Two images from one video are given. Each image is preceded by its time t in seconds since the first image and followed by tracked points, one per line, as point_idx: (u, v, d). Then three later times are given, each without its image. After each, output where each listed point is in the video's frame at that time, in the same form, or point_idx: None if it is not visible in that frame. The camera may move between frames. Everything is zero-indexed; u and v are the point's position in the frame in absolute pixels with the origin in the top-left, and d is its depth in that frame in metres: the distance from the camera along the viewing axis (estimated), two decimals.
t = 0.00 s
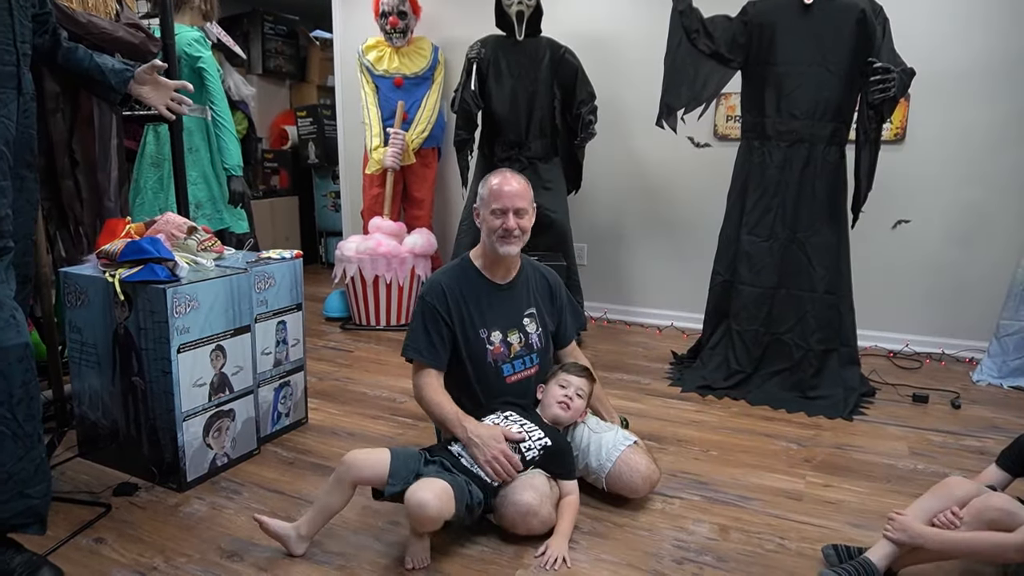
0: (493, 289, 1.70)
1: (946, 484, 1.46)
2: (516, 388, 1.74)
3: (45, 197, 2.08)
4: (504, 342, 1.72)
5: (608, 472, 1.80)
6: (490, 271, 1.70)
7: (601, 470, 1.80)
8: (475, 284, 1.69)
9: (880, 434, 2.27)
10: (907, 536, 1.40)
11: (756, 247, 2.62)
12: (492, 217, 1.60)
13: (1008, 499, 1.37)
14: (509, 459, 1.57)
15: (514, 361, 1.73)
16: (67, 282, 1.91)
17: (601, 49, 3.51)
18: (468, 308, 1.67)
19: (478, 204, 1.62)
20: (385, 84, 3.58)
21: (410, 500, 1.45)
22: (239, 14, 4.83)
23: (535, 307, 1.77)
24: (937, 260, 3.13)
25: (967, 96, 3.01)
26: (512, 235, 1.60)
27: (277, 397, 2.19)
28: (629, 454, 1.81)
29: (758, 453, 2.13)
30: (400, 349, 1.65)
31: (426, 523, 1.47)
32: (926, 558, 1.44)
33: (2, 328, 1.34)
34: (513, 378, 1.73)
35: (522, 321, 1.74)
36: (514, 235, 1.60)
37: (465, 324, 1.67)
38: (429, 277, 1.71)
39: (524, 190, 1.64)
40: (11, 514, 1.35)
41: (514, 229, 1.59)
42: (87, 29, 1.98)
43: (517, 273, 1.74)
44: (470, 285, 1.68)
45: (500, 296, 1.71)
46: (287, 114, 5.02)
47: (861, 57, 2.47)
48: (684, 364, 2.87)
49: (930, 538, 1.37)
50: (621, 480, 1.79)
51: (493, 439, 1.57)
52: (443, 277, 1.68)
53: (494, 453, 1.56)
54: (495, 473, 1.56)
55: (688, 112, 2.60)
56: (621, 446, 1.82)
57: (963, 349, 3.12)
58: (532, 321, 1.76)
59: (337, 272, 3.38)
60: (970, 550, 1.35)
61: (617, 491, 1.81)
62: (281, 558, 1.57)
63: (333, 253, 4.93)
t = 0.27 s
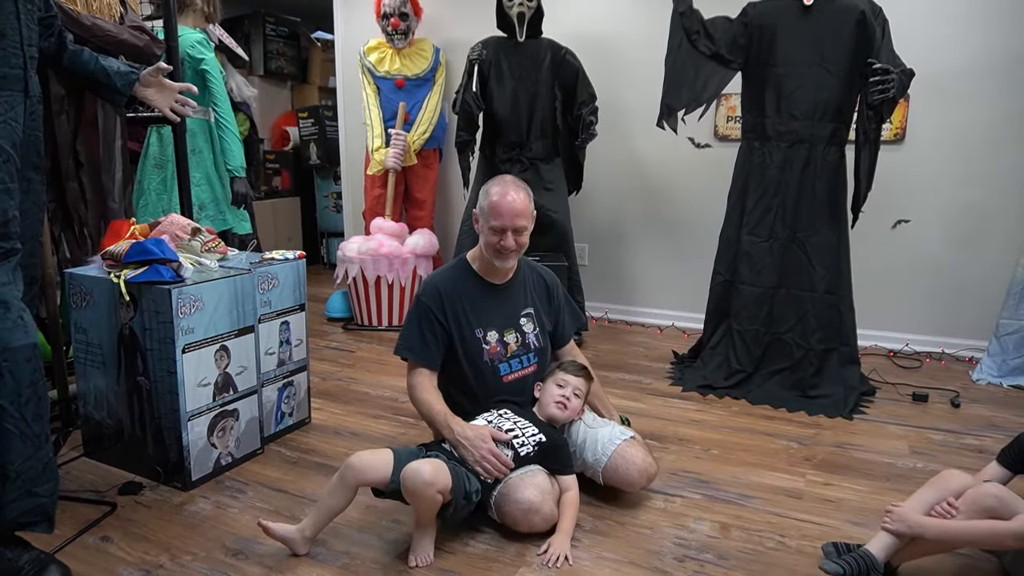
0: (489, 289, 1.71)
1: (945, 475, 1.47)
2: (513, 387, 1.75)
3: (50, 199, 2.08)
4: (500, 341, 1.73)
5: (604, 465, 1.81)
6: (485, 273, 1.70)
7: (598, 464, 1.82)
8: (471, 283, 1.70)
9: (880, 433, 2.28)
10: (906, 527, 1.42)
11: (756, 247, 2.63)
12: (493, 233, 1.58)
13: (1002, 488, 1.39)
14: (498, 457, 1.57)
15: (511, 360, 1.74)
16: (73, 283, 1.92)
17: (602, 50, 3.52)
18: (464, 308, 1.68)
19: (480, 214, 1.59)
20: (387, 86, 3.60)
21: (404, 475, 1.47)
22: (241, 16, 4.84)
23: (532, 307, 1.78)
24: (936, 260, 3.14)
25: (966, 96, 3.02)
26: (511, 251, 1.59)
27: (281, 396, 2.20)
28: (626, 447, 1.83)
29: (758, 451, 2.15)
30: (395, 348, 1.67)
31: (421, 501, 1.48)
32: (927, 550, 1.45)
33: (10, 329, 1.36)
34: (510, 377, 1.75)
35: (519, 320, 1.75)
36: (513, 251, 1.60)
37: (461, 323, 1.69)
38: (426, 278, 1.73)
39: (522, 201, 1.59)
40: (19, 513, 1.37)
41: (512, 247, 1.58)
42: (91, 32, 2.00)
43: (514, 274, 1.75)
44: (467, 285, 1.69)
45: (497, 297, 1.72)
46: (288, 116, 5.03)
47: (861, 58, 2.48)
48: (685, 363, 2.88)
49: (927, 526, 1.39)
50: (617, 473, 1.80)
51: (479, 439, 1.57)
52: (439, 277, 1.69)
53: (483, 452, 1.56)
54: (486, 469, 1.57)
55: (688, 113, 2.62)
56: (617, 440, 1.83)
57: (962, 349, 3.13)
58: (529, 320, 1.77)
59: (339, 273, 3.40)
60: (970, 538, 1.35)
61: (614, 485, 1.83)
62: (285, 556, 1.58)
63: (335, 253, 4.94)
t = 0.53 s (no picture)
0: (489, 286, 1.73)
1: (933, 464, 1.50)
2: (512, 383, 1.78)
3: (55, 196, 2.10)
4: (499, 337, 1.75)
5: (597, 456, 1.84)
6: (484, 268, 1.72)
7: (591, 455, 1.84)
8: (471, 280, 1.71)
9: (876, 430, 2.30)
10: (892, 511, 1.46)
11: (754, 246, 2.65)
12: (497, 237, 1.58)
13: (987, 474, 1.41)
14: (520, 429, 1.61)
15: (509, 356, 1.77)
16: (78, 280, 1.95)
17: (602, 51, 3.54)
18: (464, 305, 1.70)
19: (484, 216, 1.58)
20: (388, 85, 3.62)
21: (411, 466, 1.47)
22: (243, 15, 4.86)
23: (530, 304, 1.81)
24: (934, 260, 3.17)
25: (963, 97, 3.04)
26: (513, 254, 1.61)
27: (283, 392, 2.22)
28: (618, 438, 1.85)
29: (755, 448, 2.17)
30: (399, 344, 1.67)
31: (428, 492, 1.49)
32: (917, 536, 1.48)
33: (19, 324, 1.38)
34: (508, 373, 1.77)
35: (517, 317, 1.77)
36: (515, 254, 1.61)
37: (461, 320, 1.70)
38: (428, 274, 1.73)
39: (526, 204, 1.57)
40: (27, 504, 1.39)
41: (515, 251, 1.60)
42: (97, 31, 2.03)
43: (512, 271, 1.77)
44: (467, 281, 1.71)
45: (496, 294, 1.74)
46: (290, 115, 5.06)
47: (858, 59, 2.50)
48: (684, 361, 2.90)
49: (913, 509, 1.42)
50: (610, 463, 1.83)
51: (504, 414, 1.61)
52: (441, 273, 1.70)
53: (507, 424, 1.60)
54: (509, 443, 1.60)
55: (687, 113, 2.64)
56: (610, 431, 1.85)
57: (959, 348, 3.15)
58: (527, 318, 1.80)
59: (340, 271, 3.42)
60: (957, 521, 1.37)
61: (608, 475, 1.86)
62: (288, 549, 1.60)
63: (336, 252, 4.97)
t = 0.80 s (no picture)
0: (490, 287, 1.76)
1: (921, 460, 1.55)
2: (511, 382, 1.81)
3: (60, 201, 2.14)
4: (500, 338, 1.78)
5: (596, 456, 1.87)
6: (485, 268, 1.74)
7: (589, 454, 1.87)
8: (473, 281, 1.75)
9: (871, 428, 2.33)
10: (879, 501, 1.52)
11: (750, 247, 2.69)
12: (508, 250, 1.60)
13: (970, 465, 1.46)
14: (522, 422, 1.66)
15: (509, 356, 1.80)
16: (83, 282, 1.98)
17: (600, 54, 3.57)
18: (466, 305, 1.73)
19: (496, 228, 1.58)
20: (388, 88, 3.65)
21: (413, 478, 1.50)
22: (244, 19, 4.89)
23: (530, 305, 1.84)
24: (928, 260, 3.20)
25: (957, 98, 3.07)
26: (519, 262, 1.64)
27: (285, 393, 2.25)
28: (617, 437, 1.87)
29: (751, 446, 2.20)
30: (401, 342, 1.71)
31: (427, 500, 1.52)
32: (905, 527, 1.53)
33: (28, 325, 1.41)
34: (508, 373, 1.80)
35: (517, 318, 1.81)
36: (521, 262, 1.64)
37: (463, 320, 1.74)
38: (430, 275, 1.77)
39: (534, 213, 1.58)
40: (36, 502, 1.42)
41: (522, 260, 1.63)
42: (102, 38, 2.07)
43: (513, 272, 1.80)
44: (469, 282, 1.74)
45: (497, 295, 1.77)
46: (290, 118, 5.09)
47: (852, 62, 2.53)
48: (681, 361, 2.94)
49: (897, 497, 1.49)
50: (609, 463, 1.86)
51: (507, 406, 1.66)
52: (443, 274, 1.74)
53: (509, 416, 1.65)
54: (511, 433, 1.63)
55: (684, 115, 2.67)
56: (609, 431, 1.89)
57: (954, 347, 3.18)
58: (527, 318, 1.83)
59: (341, 273, 3.45)
60: (942, 510, 1.42)
61: (607, 474, 1.89)
62: (291, 546, 1.63)
63: (337, 253, 5.00)
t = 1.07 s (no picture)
0: (491, 289, 1.76)
1: (919, 463, 1.55)
2: (510, 384, 1.82)
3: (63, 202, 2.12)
4: (501, 339, 1.79)
5: (594, 459, 1.87)
6: (489, 271, 1.75)
7: (587, 458, 1.88)
8: (474, 282, 1.75)
9: (870, 431, 2.34)
10: (876, 506, 1.52)
11: (750, 249, 2.69)
12: (514, 255, 1.61)
13: (968, 470, 1.46)
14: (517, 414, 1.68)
15: (510, 358, 1.81)
16: (86, 282, 1.99)
17: (601, 55, 3.58)
18: (467, 307, 1.74)
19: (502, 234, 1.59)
20: (389, 89, 3.66)
21: (419, 485, 1.49)
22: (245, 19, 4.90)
23: (531, 307, 1.84)
24: (928, 262, 3.20)
25: (958, 101, 3.08)
26: (525, 266, 1.65)
27: (286, 393, 2.26)
28: (615, 441, 1.88)
29: (750, 448, 2.21)
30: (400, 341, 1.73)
31: (432, 508, 1.51)
32: (902, 530, 1.54)
33: (31, 326, 1.42)
34: (508, 374, 1.81)
35: (518, 320, 1.81)
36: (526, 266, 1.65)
37: (464, 321, 1.74)
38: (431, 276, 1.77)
39: (542, 221, 1.59)
40: (39, 502, 1.43)
41: (527, 264, 1.64)
42: (104, 39, 2.07)
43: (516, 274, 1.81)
44: (470, 283, 1.75)
45: (498, 296, 1.77)
46: (291, 118, 5.10)
47: (853, 65, 2.54)
48: (681, 362, 2.94)
49: (895, 503, 1.49)
50: (607, 467, 1.87)
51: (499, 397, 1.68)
52: (444, 275, 1.74)
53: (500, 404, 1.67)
54: (505, 421, 1.65)
55: (684, 117, 2.68)
56: (607, 435, 1.89)
57: (954, 349, 3.19)
58: (528, 320, 1.83)
59: (342, 273, 3.46)
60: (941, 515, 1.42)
61: (604, 478, 1.90)
62: (292, 546, 1.64)
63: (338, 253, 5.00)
